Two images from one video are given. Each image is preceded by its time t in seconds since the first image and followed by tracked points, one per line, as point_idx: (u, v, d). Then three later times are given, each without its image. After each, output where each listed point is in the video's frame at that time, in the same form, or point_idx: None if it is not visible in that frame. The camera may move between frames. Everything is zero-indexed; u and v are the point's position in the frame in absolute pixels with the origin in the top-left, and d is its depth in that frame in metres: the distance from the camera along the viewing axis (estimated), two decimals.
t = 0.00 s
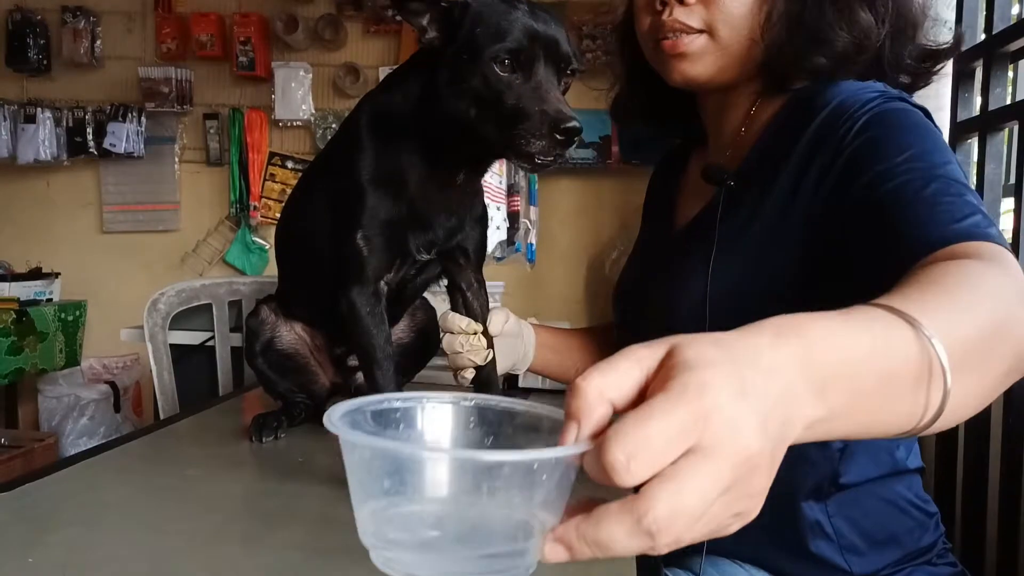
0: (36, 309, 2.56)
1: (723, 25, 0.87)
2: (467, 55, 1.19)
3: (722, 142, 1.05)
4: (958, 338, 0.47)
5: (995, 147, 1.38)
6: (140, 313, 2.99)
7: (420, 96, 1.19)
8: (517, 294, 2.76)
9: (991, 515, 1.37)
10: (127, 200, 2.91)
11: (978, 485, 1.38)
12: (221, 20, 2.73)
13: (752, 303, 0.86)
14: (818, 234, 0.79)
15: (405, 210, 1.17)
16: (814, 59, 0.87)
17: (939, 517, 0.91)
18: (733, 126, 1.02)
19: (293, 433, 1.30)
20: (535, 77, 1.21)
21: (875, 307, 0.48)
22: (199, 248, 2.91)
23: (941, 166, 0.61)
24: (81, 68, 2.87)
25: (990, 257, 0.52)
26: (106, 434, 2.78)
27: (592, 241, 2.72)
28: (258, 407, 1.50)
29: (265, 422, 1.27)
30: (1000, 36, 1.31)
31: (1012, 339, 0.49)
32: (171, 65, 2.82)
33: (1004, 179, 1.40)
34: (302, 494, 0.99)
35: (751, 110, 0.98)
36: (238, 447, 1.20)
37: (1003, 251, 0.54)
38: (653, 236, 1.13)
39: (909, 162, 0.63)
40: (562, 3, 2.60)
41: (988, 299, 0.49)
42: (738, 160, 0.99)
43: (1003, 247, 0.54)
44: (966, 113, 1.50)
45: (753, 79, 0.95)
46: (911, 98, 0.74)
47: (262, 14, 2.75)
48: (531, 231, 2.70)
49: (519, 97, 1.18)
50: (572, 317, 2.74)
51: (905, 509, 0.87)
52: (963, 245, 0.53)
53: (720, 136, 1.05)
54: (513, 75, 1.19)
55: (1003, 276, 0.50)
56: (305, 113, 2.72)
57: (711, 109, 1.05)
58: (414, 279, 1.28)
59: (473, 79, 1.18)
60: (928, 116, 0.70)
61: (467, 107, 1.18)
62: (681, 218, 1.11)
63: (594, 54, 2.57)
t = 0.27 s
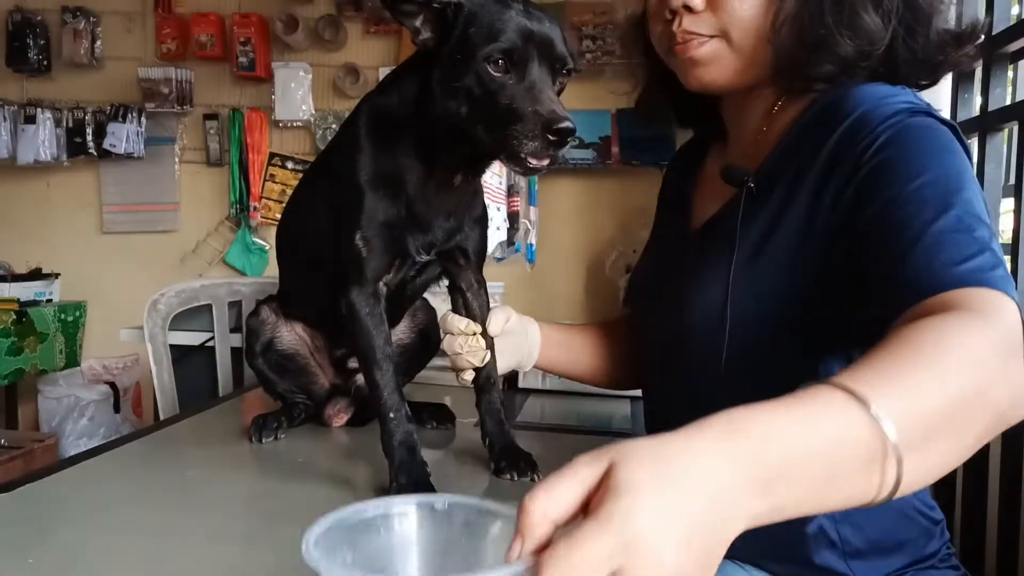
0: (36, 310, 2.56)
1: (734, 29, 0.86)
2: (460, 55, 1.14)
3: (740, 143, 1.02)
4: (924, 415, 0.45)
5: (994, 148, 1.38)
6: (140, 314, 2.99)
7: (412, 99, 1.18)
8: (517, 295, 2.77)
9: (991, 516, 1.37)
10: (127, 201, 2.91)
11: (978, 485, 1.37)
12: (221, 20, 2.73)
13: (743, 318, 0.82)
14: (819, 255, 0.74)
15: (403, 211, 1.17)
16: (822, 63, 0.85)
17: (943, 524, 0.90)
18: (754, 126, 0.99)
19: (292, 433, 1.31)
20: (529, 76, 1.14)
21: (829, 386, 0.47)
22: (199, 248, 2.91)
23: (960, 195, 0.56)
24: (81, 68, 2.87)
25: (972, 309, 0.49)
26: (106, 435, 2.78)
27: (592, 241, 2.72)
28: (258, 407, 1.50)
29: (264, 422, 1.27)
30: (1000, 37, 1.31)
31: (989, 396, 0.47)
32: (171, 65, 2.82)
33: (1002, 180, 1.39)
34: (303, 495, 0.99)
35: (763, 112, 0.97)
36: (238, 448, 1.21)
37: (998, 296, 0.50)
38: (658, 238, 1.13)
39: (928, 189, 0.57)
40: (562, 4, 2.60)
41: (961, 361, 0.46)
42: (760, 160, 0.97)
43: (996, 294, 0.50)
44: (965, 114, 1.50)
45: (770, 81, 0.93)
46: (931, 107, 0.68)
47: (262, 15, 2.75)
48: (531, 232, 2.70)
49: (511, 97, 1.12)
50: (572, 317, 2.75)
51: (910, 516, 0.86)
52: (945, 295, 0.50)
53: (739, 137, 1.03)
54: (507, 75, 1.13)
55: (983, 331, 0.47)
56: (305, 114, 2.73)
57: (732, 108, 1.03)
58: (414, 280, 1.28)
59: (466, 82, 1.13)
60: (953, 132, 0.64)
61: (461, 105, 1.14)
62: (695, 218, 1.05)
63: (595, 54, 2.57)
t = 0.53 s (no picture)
0: (36, 310, 2.56)
1: (723, 33, 0.82)
2: (450, 62, 1.12)
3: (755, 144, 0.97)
4: (915, 475, 0.44)
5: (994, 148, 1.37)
6: (139, 313, 2.99)
7: (405, 105, 1.18)
8: (516, 295, 2.77)
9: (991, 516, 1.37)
10: (127, 200, 2.91)
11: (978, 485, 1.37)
12: (220, 19, 2.73)
13: (744, 330, 0.80)
14: (823, 273, 0.72)
15: (402, 210, 1.17)
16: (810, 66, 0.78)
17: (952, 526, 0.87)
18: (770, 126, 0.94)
19: (292, 432, 1.31)
20: (517, 80, 1.12)
21: (815, 447, 0.46)
22: (198, 248, 2.91)
23: (974, 221, 0.52)
24: (81, 67, 2.87)
25: (969, 352, 0.46)
26: (106, 435, 2.78)
27: (591, 241, 2.72)
28: (258, 407, 1.50)
29: (264, 421, 1.27)
30: (1000, 37, 1.31)
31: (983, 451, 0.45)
32: (170, 64, 2.81)
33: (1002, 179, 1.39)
34: (303, 495, 0.99)
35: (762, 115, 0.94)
36: (238, 448, 1.20)
37: (1001, 332, 0.47)
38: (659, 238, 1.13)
39: (940, 212, 0.52)
40: (562, 3, 2.60)
41: (954, 411, 0.44)
42: (774, 161, 0.89)
43: (999, 333, 0.47)
44: (966, 113, 1.50)
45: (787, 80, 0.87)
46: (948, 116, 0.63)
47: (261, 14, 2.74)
48: (531, 231, 2.70)
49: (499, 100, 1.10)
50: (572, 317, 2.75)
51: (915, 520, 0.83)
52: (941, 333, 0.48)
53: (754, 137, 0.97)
54: (494, 80, 1.11)
55: (979, 377, 0.45)
56: (304, 113, 2.72)
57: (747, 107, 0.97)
58: (412, 280, 1.28)
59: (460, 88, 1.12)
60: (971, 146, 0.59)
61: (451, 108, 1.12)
62: (708, 216, 1.00)
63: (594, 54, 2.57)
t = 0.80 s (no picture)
0: (36, 310, 2.56)
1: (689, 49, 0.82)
2: (442, 81, 1.15)
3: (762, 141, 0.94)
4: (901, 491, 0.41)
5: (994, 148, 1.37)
6: (140, 313, 2.99)
7: (399, 113, 1.19)
8: (516, 295, 2.77)
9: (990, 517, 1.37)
10: (127, 201, 2.91)
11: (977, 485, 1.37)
12: (221, 20, 2.73)
13: (749, 331, 0.79)
14: (830, 290, 0.70)
15: (402, 211, 1.17)
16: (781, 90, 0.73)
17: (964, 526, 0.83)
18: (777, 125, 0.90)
19: (292, 432, 1.31)
20: (501, 105, 1.15)
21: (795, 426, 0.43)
22: (198, 248, 2.91)
23: (993, 260, 0.50)
24: (81, 68, 2.87)
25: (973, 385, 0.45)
26: (106, 435, 2.78)
27: (591, 241, 2.72)
28: (258, 407, 1.50)
29: (264, 422, 1.27)
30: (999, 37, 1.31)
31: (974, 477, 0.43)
32: (170, 65, 2.82)
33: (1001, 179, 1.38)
34: (303, 495, 0.99)
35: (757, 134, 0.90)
36: (238, 448, 1.20)
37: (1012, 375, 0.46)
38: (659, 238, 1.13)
39: (961, 249, 0.50)
40: (562, 3, 2.60)
41: (944, 427, 0.42)
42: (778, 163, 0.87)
43: (1005, 381, 0.45)
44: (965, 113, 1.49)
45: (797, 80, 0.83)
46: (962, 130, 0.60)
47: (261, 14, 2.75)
48: (531, 231, 2.70)
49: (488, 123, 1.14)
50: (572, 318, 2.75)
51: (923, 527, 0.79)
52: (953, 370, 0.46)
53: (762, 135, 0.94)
54: (479, 102, 1.15)
55: (973, 408, 0.43)
56: (304, 114, 2.73)
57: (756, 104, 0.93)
58: (411, 280, 1.28)
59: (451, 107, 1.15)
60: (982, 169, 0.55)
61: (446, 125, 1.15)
62: (715, 216, 0.99)
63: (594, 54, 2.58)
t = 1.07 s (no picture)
0: (36, 310, 2.56)
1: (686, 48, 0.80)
2: (442, 95, 1.14)
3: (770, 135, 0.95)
4: (668, 418, 0.57)
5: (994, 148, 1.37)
6: (140, 313, 2.99)
7: (399, 122, 1.19)
8: (516, 295, 2.77)
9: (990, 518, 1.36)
10: (127, 201, 2.91)
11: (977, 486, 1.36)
12: (221, 20, 2.73)
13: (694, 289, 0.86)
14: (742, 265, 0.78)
15: (394, 212, 1.17)
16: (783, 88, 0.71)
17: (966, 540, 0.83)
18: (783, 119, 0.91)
19: (290, 432, 1.31)
20: (501, 129, 1.16)
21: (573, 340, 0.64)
22: (199, 248, 2.91)
23: (808, 273, 0.54)
24: (81, 68, 2.87)
25: (744, 365, 0.55)
26: (106, 435, 2.78)
27: (591, 241, 2.72)
28: (258, 407, 1.50)
29: (263, 422, 1.27)
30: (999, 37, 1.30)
31: (727, 436, 0.56)
32: (171, 65, 2.82)
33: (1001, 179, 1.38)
34: (303, 494, 0.99)
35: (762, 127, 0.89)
36: (237, 448, 1.20)
37: (786, 368, 0.54)
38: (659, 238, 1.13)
39: (785, 260, 0.56)
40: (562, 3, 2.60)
41: (680, 371, 0.57)
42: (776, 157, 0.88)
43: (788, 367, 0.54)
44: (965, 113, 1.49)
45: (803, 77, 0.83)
46: (878, 129, 0.57)
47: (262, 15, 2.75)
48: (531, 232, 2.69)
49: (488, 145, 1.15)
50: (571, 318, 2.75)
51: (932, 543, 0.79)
52: (739, 343, 0.56)
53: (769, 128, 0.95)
54: (480, 123, 1.15)
55: (705, 359, 0.57)
56: (305, 114, 2.73)
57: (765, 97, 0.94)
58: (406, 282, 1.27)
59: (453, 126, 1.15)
60: (893, 156, 0.56)
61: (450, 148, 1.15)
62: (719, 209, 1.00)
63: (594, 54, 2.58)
